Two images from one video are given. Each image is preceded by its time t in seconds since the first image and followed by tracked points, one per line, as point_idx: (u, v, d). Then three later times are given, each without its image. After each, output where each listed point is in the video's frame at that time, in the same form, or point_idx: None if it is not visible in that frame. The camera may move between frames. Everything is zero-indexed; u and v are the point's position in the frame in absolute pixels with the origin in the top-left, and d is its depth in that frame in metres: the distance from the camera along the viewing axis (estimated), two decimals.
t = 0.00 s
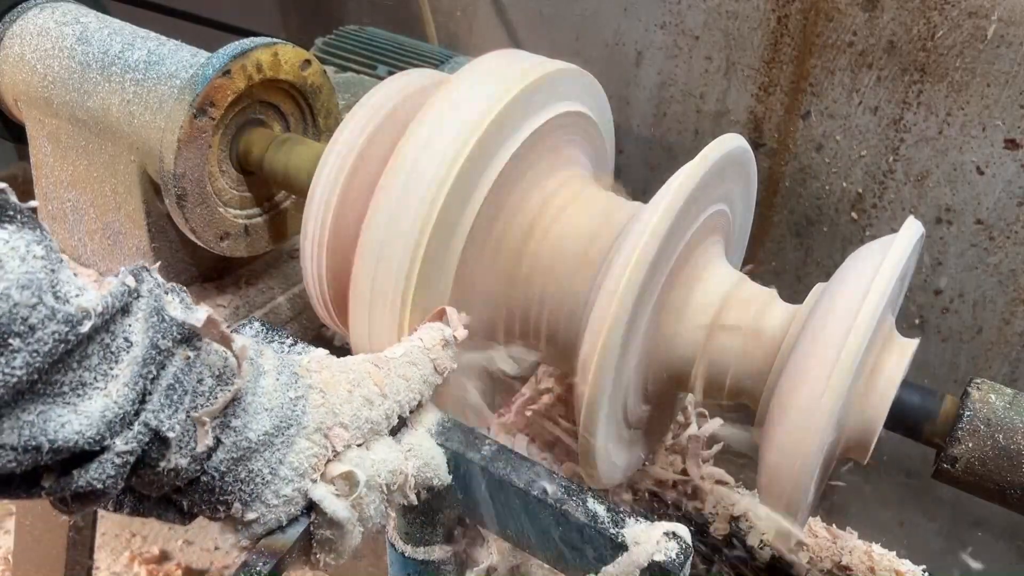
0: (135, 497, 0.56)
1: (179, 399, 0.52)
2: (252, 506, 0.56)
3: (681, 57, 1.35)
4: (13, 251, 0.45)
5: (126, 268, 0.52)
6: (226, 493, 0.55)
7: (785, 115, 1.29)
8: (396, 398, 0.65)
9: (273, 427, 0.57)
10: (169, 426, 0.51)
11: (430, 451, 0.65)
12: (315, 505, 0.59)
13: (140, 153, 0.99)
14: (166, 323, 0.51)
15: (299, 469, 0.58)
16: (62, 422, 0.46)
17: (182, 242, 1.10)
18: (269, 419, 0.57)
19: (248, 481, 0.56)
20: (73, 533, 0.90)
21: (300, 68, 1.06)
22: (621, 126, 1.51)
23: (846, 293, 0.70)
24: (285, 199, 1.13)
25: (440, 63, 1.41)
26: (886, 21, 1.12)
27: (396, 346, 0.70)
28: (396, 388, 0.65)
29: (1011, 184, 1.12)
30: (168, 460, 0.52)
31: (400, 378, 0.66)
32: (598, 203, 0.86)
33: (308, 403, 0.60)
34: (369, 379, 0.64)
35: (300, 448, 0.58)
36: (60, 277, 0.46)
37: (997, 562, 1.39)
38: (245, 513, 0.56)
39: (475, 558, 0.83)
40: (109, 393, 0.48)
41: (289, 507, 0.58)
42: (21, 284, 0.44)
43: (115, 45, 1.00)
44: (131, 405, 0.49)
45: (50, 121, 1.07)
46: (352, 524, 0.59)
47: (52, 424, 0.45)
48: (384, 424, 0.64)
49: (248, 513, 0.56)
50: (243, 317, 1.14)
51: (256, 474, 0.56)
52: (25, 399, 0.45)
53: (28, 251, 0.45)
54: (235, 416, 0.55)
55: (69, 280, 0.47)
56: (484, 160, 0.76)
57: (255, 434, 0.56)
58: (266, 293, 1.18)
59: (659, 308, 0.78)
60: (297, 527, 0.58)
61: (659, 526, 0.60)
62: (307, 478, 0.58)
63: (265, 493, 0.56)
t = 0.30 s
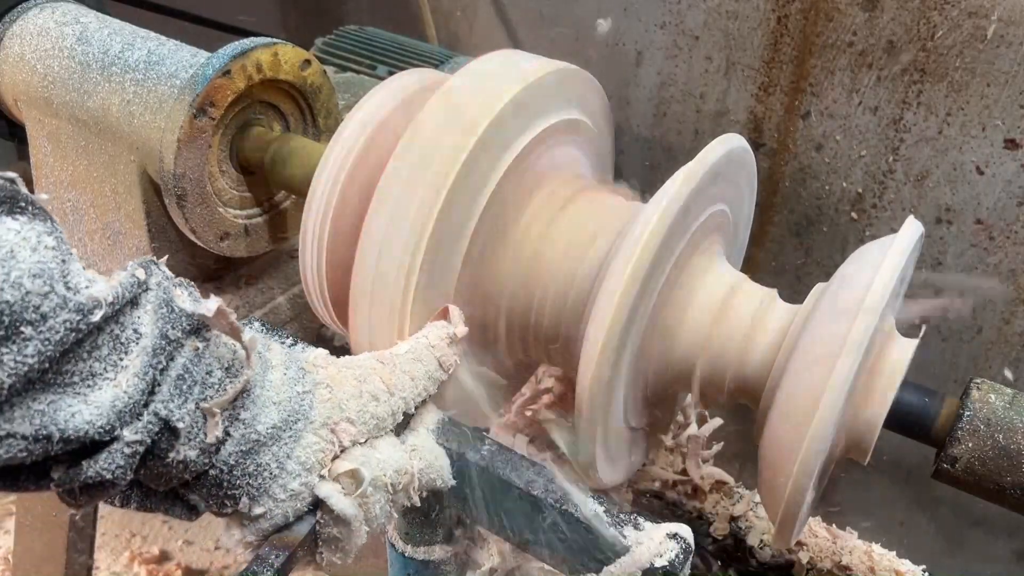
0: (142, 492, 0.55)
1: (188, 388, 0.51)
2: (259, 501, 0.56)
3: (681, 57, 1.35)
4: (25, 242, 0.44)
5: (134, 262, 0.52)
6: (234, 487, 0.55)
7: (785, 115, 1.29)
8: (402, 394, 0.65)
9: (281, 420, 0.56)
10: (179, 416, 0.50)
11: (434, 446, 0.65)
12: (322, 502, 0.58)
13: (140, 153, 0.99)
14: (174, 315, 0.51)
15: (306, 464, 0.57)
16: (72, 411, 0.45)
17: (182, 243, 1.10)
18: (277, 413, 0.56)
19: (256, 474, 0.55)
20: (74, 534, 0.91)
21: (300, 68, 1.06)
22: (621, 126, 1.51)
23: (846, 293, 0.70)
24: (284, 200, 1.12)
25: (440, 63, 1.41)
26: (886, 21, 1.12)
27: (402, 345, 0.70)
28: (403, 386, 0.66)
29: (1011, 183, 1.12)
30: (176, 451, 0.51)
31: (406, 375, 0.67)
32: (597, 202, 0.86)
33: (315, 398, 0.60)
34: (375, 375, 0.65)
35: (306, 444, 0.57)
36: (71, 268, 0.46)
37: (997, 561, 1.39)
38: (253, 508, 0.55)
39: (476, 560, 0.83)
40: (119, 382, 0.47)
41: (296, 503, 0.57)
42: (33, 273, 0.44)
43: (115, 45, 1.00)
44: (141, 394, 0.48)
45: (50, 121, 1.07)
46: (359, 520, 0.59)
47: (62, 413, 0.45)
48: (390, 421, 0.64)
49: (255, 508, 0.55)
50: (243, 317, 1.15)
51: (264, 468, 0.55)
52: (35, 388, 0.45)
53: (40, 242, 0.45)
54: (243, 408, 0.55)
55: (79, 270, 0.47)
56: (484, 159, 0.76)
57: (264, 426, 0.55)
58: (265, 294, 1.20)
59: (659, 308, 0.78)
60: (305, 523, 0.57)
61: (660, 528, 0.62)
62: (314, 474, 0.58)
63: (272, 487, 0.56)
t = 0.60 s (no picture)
0: (156, 488, 0.54)
1: (207, 381, 0.50)
2: (272, 497, 0.55)
3: (681, 57, 1.35)
4: (46, 239, 0.43)
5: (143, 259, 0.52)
6: (249, 482, 0.54)
7: (785, 115, 1.29)
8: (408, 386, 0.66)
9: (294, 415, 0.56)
10: (198, 408, 0.50)
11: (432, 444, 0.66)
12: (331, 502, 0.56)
13: (140, 153, 0.99)
14: (193, 309, 0.51)
15: (319, 459, 0.57)
16: (93, 406, 0.44)
17: (182, 242, 1.10)
18: (291, 408, 0.56)
19: (271, 469, 0.54)
20: (74, 533, 0.92)
21: (300, 68, 1.06)
22: (621, 126, 1.51)
23: (847, 293, 0.70)
24: (284, 200, 1.13)
25: (439, 63, 1.41)
26: (886, 21, 1.12)
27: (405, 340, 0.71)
28: (409, 378, 0.66)
29: (1011, 184, 1.12)
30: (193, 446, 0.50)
31: (410, 367, 0.67)
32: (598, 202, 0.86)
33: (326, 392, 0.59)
34: (382, 368, 0.65)
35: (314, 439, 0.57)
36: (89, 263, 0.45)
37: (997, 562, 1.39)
38: (267, 504, 0.55)
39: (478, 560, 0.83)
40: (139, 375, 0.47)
41: (307, 500, 0.56)
42: (56, 268, 0.43)
43: (115, 45, 1.00)
44: (160, 387, 0.47)
45: (50, 121, 1.07)
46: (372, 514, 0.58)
47: (83, 408, 0.44)
48: (396, 412, 0.64)
49: (269, 505, 0.55)
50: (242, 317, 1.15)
51: (278, 462, 0.55)
52: (56, 383, 0.44)
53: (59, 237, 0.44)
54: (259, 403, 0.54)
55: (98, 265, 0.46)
56: (485, 158, 0.76)
57: (279, 420, 0.55)
58: (266, 294, 1.20)
59: (659, 307, 0.78)
60: (316, 521, 0.57)
61: (661, 527, 0.60)
62: (326, 469, 0.57)
63: (286, 483, 0.55)
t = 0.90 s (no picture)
0: None
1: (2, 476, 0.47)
2: None
3: (681, 57, 1.35)
4: None
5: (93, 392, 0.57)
6: (86, 565, 0.49)
7: (785, 115, 1.29)
8: (276, 430, 0.63)
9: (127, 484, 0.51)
10: None
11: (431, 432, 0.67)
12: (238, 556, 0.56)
13: (140, 153, 0.99)
14: None
15: (169, 523, 0.51)
16: None
17: (182, 242, 1.10)
18: (119, 476, 0.51)
19: (107, 549, 0.49)
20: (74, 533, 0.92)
21: (300, 68, 1.06)
22: (621, 126, 1.51)
23: (846, 292, 0.70)
24: (284, 200, 1.13)
25: (440, 63, 1.41)
26: (886, 21, 1.12)
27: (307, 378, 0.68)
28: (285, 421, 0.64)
29: (1011, 184, 1.12)
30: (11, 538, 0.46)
31: (280, 413, 0.64)
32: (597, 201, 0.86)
33: (163, 449, 0.55)
34: (241, 412, 0.62)
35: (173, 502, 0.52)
36: None
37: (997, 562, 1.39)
38: None
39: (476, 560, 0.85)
40: None
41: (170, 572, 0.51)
42: None
43: (115, 45, 1.00)
44: None
45: (49, 121, 1.07)
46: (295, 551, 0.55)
47: None
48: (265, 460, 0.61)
49: None
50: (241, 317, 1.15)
51: (116, 539, 0.49)
52: None
53: None
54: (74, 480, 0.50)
55: None
56: (485, 158, 0.76)
57: (103, 496, 0.50)
58: (266, 293, 1.19)
59: (659, 307, 0.78)
60: None
61: (660, 527, 0.60)
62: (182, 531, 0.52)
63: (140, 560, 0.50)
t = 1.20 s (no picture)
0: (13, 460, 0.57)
1: (30, 394, 0.52)
2: (119, 483, 0.57)
3: (681, 57, 1.35)
4: None
5: (129, 321, 0.61)
6: (94, 469, 0.56)
7: (785, 115, 1.29)
8: (282, 377, 0.65)
9: (141, 414, 0.56)
10: (17, 422, 0.51)
11: (431, 431, 0.66)
12: (191, 475, 0.59)
13: (141, 154, 1.00)
14: (23, 318, 0.51)
15: (170, 451, 0.58)
16: None
17: (182, 242, 1.11)
18: (135, 407, 0.56)
19: (114, 461, 0.56)
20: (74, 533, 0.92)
21: (300, 68, 1.06)
22: (621, 126, 1.51)
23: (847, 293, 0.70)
24: (285, 200, 1.13)
25: (440, 63, 1.41)
26: (886, 21, 1.12)
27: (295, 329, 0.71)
28: (292, 369, 0.66)
29: (1011, 184, 1.12)
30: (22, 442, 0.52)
31: (296, 359, 0.67)
32: (597, 202, 0.86)
33: (181, 387, 0.59)
34: (256, 359, 0.65)
35: (170, 435, 0.58)
36: (32, 308, 0.52)
37: (997, 563, 1.39)
38: (112, 489, 0.57)
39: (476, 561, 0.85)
40: None
41: (155, 487, 0.58)
42: None
43: (115, 45, 1.00)
44: None
45: (49, 121, 1.07)
46: (223, 496, 0.60)
47: None
48: (269, 405, 0.64)
49: (114, 489, 0.57)
50: (241, 318, 1.15)
51: (121, 456, 0.56)
52: None
53: (29, 292, 0.53)
54: (95, 405, 0.55)
55: None
56: (486, 159, 0.76)
57: (117, 422, 0.55)
58: (266, 293, 1.18)
59: (660, 307, 0.78)
60: (159, 503, 0.58)
61: (660, 527, 0.60)
62: (178, 458, 0.59)
63: (135, 474, 0.57)
